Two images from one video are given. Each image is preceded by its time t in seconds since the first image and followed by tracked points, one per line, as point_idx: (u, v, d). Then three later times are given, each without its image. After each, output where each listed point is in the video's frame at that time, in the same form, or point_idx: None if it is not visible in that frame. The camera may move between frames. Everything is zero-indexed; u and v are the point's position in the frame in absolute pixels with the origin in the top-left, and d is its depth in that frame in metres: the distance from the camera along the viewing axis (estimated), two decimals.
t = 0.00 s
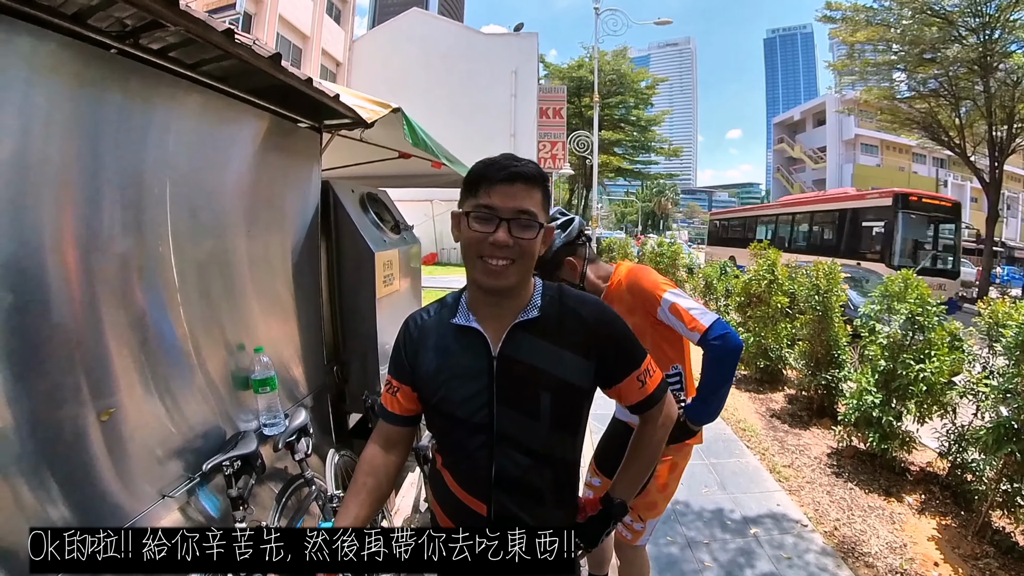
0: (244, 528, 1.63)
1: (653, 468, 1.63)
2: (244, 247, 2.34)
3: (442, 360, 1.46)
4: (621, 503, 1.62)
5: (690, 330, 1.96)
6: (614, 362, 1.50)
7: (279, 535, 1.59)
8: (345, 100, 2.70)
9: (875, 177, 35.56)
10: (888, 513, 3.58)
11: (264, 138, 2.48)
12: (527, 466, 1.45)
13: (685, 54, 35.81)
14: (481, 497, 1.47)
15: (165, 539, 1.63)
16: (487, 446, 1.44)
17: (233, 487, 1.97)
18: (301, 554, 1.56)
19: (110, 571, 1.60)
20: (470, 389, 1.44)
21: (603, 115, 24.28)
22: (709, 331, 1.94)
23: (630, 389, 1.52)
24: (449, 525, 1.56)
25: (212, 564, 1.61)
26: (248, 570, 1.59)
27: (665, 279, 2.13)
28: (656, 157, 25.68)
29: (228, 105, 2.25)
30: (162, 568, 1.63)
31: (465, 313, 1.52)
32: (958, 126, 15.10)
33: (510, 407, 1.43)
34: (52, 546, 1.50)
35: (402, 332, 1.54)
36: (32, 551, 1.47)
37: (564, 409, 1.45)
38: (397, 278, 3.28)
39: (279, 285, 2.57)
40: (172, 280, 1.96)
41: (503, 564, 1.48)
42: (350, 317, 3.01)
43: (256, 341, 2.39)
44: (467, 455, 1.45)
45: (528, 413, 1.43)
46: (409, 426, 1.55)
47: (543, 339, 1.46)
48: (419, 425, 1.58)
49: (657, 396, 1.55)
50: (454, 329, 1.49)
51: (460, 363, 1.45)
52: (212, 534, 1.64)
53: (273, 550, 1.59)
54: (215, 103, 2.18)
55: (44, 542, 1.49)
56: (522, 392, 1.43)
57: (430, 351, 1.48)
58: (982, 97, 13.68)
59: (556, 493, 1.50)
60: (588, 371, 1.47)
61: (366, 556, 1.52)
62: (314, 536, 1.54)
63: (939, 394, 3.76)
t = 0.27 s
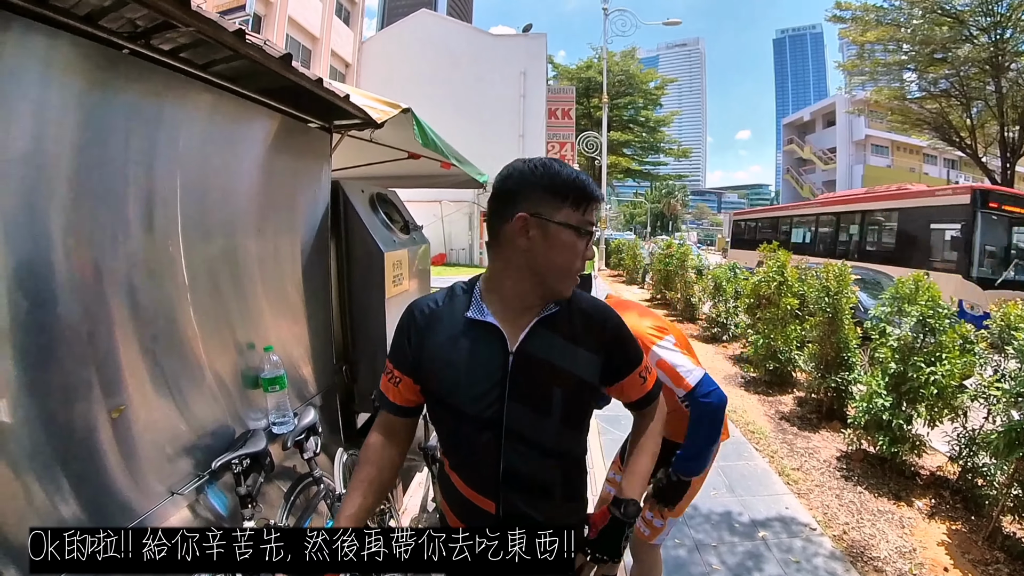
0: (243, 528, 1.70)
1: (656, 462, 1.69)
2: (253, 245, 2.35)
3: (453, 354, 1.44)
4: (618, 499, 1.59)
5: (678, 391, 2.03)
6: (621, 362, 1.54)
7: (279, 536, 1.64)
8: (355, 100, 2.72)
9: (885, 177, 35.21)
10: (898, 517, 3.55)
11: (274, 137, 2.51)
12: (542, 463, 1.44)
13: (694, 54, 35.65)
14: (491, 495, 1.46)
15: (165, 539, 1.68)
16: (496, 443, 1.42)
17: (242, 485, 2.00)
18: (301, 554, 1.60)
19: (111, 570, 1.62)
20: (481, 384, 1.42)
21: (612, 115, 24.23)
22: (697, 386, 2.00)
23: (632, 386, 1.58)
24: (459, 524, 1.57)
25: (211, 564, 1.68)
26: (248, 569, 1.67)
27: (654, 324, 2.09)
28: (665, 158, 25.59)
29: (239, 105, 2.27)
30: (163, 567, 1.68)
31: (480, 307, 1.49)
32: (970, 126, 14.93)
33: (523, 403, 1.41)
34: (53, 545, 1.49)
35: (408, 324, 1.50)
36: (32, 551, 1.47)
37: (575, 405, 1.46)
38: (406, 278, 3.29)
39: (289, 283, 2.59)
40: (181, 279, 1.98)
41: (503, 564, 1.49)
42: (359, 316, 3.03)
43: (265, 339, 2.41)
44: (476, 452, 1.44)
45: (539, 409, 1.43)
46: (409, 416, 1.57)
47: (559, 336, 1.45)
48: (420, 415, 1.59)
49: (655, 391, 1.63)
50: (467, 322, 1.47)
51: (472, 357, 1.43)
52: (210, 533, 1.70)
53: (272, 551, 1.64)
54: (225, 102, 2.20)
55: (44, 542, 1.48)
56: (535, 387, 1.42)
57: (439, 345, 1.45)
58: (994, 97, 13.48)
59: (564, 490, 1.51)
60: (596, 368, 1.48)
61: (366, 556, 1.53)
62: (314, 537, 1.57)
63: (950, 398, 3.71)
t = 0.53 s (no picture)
0: (243, 528, 1.76)
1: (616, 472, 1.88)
2: (258, 245, 2.36)
3: (474, 354, 1.39)
4: (598, 521, 1.83)
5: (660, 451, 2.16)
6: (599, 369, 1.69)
7: (279, 536, 1.75)
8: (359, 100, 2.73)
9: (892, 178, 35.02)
10: (903, 520, 3.53)
11: (279, 137, 2.52)
12: (562, 457, 1.49)
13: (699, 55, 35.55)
14: (523, 499, 1.45)
15: (165, 539, 1.70)
16: (524, 445, 1.41)
17: (245, 483, 2.01)
18: (301, 554, 1.73)
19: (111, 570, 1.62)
20: (510, 386, 1.39)
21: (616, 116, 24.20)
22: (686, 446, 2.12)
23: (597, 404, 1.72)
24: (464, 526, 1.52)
25: (212, 564, 1.73)
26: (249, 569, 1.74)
27: (637, 393, 2.16)
28: (670, 159, 25.53)
29: (245, 105, 2.29)
30: (162, 568, 1.69)
31: (508, 306, 1.45)
32: (976, 127, 14.82)
33: (547, 401, 1.43)
34: (52, 546, 1.48)
35: (422, 317, 1.42)
36: (32, 551, 1.47)
37: (586, 400, 1.56)
38: (410, 278, 3.30)
39: (293, 283, 2.60)
40: (186, 277, 1.99)
41: (503, 564, 1.49)
42: (363, 316, 3.04)
43: (269, 338, 2.42)
44: (501, 456, 1.41)
45: (563, 407, 1.46)
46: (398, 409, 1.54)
47: (571, 337, 1.52)
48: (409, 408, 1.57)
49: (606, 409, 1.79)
50: (494, 321, 1.42)
51: (498, 357, 1.40)
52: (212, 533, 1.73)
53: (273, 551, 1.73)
54: (231, 101, 2.21)
55: (44, 542, 1.48)
56: (557, 388, 1.45)
57: (457, 343, 1.39)
58: (1001, 98, 13.39)
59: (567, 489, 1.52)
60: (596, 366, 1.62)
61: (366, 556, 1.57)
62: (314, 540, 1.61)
63: (956, 400, 3.69)
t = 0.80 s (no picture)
0: (243, 528, 1.73)
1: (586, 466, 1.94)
2: (255, 244, 2.36)
3: (507, 357, 1.32)
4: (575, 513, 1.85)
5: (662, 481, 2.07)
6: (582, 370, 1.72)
7: (280, 535, 1.73)
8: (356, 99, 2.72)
9: (889, 180, 35.15)
10: (901, 520, 3.53)
11: (277, 136, 2.50)
12: (565, 456, 1.52)
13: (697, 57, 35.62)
14: (538, 502, 1.46)
15: (165, 539, 1.68)
16: (541, 449, 1.43)
17: (239, 482, 1.97)
18: (301, 554, 1.74)
19: (110, 570, 1.61)
20: (532, 386, 1.36)
21: (614, 118, 24.23)
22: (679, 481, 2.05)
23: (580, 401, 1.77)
24: (454, 519, 1.50)
25: (211, 565, 1.69)
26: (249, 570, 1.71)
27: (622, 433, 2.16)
28: (668, 160, 25.56)
29: (243, 104, 2.28)
30: (162, 568, 1.67)
31: (530, 301, 1.41)
32: (972, 129, 14.88)
33: (559, 402, 1.46)
34: (52, 546, 1.48)
35: (457, 315, 1.28)
36: (32, 551, 1.46)
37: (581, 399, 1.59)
38: (407, 276, 3.29)
39: (290, 283, 2.59)
40: (182, 277, 1.98)
41: (503, 565, 1.46)
42: (359, 316, 3.04)
43: (265, 338, 2.41)
44: (521, 466, 1.40)
45: (567, 404, 1.49)
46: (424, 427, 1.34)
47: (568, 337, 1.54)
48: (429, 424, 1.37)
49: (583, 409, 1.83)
50: (522, 318, 1.37)
51: (524, 356, 1.35)
52: (210, 533, 1.70)
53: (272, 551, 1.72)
54: (229, 101, 2.20)
55: (45, 541, 1.48)
56: (565, 388, 1.47)
57: (493, 344, 1.31)
58: (997, 99, 13.46)
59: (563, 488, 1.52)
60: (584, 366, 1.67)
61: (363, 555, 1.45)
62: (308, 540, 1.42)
63: (953, 400, 3.70)
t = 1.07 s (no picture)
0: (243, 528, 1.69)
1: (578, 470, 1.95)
2: (249, 243, 2.35)
3: (517, 352, 1.31)
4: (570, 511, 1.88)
5: (654, 488, 2.07)
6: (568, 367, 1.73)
7: (279, 535, 1.67)
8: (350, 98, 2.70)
9: (885, 181, 35.29)
10: (896, 520, 3.54)
11: (271, 134, 2.49)
12: (567, 454, 1.53)
13: (694, 59, 35.67)
14: (545, 501, 1.48)
15: (165, 539, 1.65)
16: (546, 447, 1.44)
17: (231, 481, 1.98)
18: (301, 554, 1.65)
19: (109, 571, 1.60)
20: (538, 381, 1.36)
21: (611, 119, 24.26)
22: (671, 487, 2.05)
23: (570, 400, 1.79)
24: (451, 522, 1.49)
25: (212, 564, 1.65)
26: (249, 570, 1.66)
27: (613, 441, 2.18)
28: (665, 161, 25.60)
29: (238, 103, 2.27)
30: (161, 568, 1.65)
31: (531, 296, 1.41)
32: (967, 130, 14.96)
33: (563, 400, 1.47)
34: (52, 545, 1.48)
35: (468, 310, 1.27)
36: (32, 551, 1.47)
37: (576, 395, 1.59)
38: (400, 276, 3.28)
39: (283, 281, 2.58)
40: (176, 275, 1.97)
41: (503, 565, 1.46)
42: (353, 315, 3.03)
43: (258, 336, 2.40)
44: (527, 467, 1.41)
45: (566, 400, 1.49)
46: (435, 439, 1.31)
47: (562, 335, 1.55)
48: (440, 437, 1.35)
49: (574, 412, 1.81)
50: (525, 313, 1.36)
51: (531, 351, 1.34)
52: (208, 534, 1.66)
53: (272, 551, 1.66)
54: (225, 100, 2.19)
55: (44, 542, 1.48)
56: (564, 384, 1.47)
57: (504, 339, 1.30)
58: (992, 101, 13.53)
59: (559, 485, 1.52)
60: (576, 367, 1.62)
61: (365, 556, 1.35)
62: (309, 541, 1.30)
63: (947, 399, 3.71)
